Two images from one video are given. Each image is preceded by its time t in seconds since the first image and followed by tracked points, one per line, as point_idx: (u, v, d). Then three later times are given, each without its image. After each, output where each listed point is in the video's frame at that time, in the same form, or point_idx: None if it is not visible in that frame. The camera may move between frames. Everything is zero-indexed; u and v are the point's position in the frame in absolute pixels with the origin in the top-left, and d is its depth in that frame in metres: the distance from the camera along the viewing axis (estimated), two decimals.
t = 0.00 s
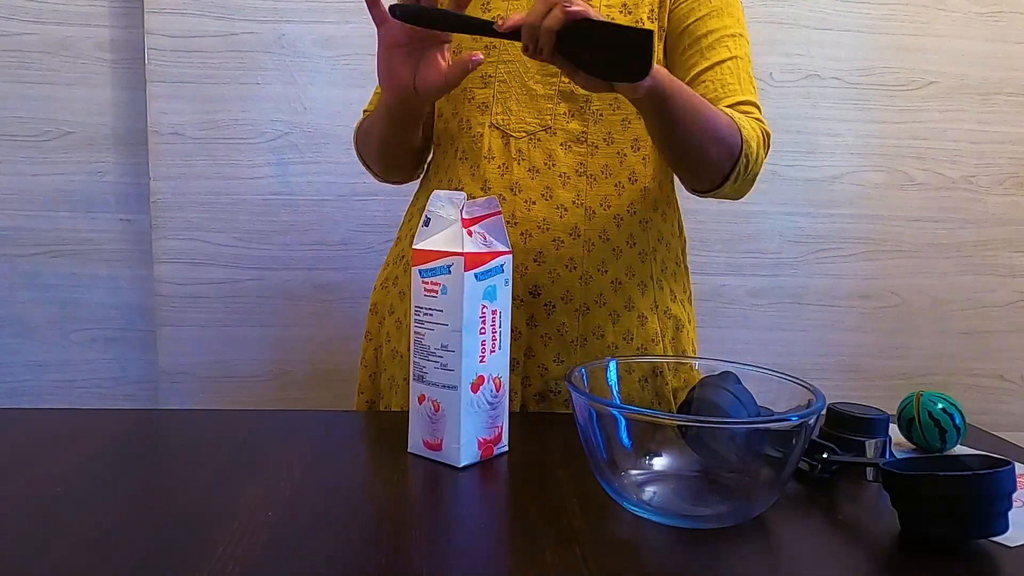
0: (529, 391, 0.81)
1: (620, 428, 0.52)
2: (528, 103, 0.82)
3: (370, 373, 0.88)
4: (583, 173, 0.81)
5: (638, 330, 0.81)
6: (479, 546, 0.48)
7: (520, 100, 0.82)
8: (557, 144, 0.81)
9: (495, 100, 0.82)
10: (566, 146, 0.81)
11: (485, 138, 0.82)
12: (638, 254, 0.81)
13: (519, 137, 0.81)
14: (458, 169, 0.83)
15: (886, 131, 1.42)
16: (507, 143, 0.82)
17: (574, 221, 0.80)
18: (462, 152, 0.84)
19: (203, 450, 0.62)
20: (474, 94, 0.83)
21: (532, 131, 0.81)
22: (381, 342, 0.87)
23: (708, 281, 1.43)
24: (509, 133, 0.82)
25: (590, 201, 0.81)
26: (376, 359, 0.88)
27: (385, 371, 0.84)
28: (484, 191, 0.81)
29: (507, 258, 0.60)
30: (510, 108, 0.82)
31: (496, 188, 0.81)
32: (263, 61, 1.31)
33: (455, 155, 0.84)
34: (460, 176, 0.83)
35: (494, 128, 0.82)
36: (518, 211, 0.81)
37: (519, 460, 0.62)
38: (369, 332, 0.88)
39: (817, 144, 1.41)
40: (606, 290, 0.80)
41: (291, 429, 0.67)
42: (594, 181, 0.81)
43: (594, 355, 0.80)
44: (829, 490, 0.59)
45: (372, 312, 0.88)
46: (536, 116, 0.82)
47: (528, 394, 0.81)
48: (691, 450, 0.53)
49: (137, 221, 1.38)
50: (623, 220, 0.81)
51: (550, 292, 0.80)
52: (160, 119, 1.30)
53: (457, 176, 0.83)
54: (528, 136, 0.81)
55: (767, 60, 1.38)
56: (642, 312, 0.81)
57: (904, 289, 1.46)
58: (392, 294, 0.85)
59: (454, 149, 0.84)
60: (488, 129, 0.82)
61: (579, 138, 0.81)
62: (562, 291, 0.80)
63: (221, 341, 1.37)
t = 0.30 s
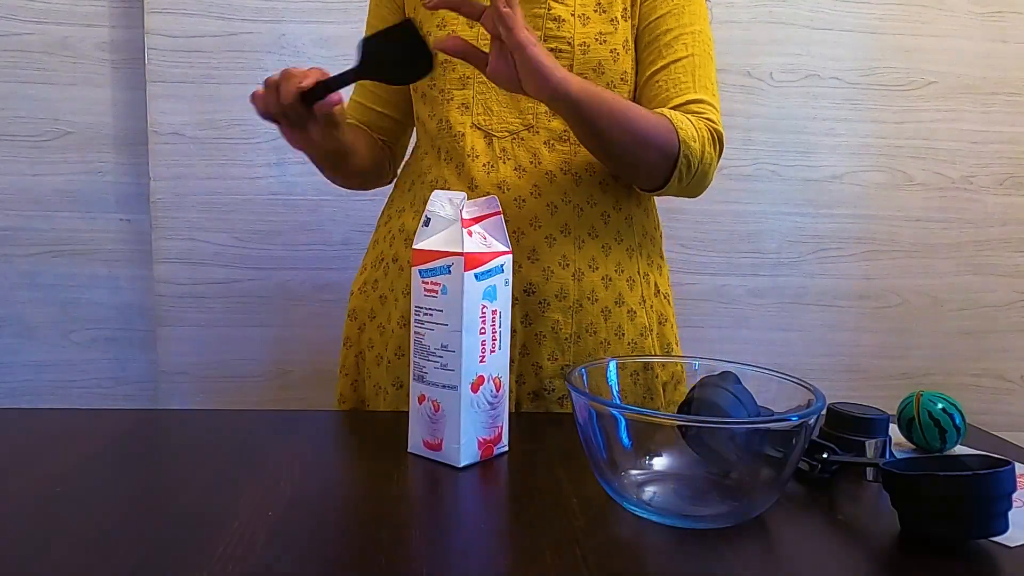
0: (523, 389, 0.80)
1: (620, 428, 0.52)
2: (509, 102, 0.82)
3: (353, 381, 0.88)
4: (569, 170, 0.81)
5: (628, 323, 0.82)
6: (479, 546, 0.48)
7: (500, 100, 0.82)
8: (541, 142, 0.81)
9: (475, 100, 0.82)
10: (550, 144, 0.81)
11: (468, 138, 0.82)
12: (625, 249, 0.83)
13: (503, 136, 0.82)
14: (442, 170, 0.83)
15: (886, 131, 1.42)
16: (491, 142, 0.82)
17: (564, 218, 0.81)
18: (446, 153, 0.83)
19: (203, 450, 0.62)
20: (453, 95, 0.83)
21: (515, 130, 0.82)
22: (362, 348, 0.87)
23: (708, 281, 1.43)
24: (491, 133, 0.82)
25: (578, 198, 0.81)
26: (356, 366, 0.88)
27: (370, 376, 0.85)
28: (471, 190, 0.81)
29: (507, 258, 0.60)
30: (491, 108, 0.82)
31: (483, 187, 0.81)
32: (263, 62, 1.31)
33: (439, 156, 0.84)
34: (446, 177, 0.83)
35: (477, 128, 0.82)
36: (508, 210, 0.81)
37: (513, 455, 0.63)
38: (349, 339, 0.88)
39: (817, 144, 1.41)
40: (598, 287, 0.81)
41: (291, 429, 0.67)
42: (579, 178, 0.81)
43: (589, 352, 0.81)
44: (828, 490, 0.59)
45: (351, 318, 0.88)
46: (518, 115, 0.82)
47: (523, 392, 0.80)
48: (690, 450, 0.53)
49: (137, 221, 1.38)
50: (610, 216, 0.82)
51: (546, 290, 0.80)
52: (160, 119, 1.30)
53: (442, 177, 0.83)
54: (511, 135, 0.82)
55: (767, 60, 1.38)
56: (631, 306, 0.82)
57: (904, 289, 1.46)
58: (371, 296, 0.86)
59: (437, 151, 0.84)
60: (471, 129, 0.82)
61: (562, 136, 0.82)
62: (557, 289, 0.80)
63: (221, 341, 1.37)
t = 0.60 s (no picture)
0: (513, 386, 0.80)
1: (620, 428, 0.52)
2: (488, 102, 0.81)
3: (331, 394, 0.85)
4: (553, 167, 0.81)
5: (611, 315, 0.83)
6: (480, 546, 0.48)
7: (479, 100, 0.81)
8: (523, 140, 0.81)
9: (453, 100, 0.81)
10: (533, 142, 0.81)
11: (449, 138, 0.81)
12: (607, 242, 0.83)
13: (485, 136, 0.81)
14: (423, 171, 0.81)
15: (886, 131, 1.42)
16: (473, 142, 0.81)
17: (550, 214, 0.81)
18: (425, 153, 0.82)
19: (202, 451, 0.62)
20: (429, 96, 0.82)
21: (497, 129, 0.81)
22: (339, 357, 0.85)
23: (708, 281, 1.43)
24: (473, 132, 0.81)
25: (562, 193, 0.81)
26: (332, 380, 0.85)
27: (348, 386, 0.84)
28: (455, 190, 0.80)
29: (507, 258, 0.60)
30: (470, 107, 0.81)
31: (468, 187, 0.80)
32: (263, 61, 1.31)
33: (416, 158, 0.82)
34: (426, 178, 0.81)
35: (457, 128, 0.81)
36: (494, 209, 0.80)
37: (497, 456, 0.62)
38: (323, 348, 0.85)
39: (817, 144, 1.41)
40: (583, 281, 0.81)
41: (290, 430, 0.67)
42: (563, 174, 0.82)
43: (576, 346, 0.81)
44: (828, 490, 0.59)
45: (325, 327, 0.85)
46: (499, 114, 0.81)
47: (513, 389, 0.80)
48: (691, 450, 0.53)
49: (136, 221, 1.38)
50: (591, 210, 0.83)
51: (535, 286, 0.80)
52: (160, 119, 1.30)
53: (421, 178, 0.81)
54: (494, 134, 0.81)
55: (767, 60, 1.38)
56: (613, 298, 0.83)
57: (904, 289, 1.46)
58: (346, 303, 0.84)
59: (414, 152, 0.82)
60: (451, 130, 0.81)
61: (543, 133, 0.82)
62: (546, 285, 0.81)
63: (222, 341, 1.37)
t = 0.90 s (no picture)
0: (519, 386, 0.82)
1: (620, 428, 0.52)
2: (482, 101, 0.81)
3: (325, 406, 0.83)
4: (546, 165, 0.84)
5: (597, 304, 0.89)
6: (480, 547, 0.48)
7: (474, 99, 0.81)
8: (519, 139, 0.83)
9: (446, 100, 0.81)
10: (528, 140, 0.83)
11: (447, 139, 0.80)
12: (590, 236, 0.89)
13: (482, 135, 0.81)
14: (420, 173, 0.80)
15: (887, 131, 1.42)
16: (471, 142, 0.81)
17: (547, 211, 0.83)
18: (420, 155, 0.80)
19: (201, 451, 0.62)
20: (420, 95, 0.80)
21: (493, 128, 0.82)
22: (330, 370, 0.82)
23: (708, 281, 1.43)
24: (469, 132, 0.81)
25: (554, 190, 0.85)
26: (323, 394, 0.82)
27: (342, 399, 0.82)
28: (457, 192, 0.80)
29: (507, 258, 0.60)
30: (464, 107, 0.81)
31: (469, 188, 0.81)
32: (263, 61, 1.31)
33: (409, 160, 0.81)
34: (424, 180, 0.80)
35: (453, 128, 0.81)
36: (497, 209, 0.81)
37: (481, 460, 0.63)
38: (311, 362, 0.82)
39: (817, 144, 1.41)
40: (576, 274, 0.86)
41: (290, 430, 0.67)
42: (554, 172, 0.85)
43: (573, 337, 0.85)
44: (829, 490, 0.59)
45: (314, 340, 0.81)
46: (494, 113, 0.82)
47: (518, 388, 0.82)
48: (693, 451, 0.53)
49: (136, 221, 1.38)
50: (577, 206, 0.87)
51: (539, 283, 0.82)
52: (160, 119, 1.30)
53: (419, 181, 0.80)
54: (490, 134, 0.82)
55: (767, 60, 1.38)
56: (598, 288, 0.89)
57: (904, 289, 1.46)
58: (335, 314, 0.82)
59: (407, 154, 0.80)
60: (447, 130, 0.81)
61: (537, 131, 0.83)
62: (547, 281, 0.83)
63: (222, 341, 1.37)
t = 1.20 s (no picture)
0: (527, 387, 0.82)
1: (621, 428, 0.52)
2: (489, 101, 0.82)
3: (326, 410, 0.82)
4: (550, 166, 0.85)
5: (602, 306, 0.89)
6: (481, 547, 0.48)
7: (481, 98, 0.82)
8: (525, 140, 0.84)
9: (454, 98, 0.81)
10: (534, 141, 0.84)
11: (454, 138, 0.81)
12: (590, 238, 0.90)
13: (489, 135, 0.82)
14: (425, 172, 0.80)
15: (887, 131, 1.42)
16: (478, 142, 0.82)
17: (553, 213, 0.84)
18: (426, 154, 0.80)
19: (202, 451, 0.62)
20: (428, 93, 0.80)
21: (500, 128, 0.83)
22: (333, 374, 0.81)
23: (708, 281, 1.43)
24: (476, 132, 0.82)
25: (557, 192, 0.86)
26: (328, 397, 0.81)
27: (343, 403, 0.81)
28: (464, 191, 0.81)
29: (507, 258, 0.60)
30: (472, 106, 0.82)
31: (476, 188, 0.81)
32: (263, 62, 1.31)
33: (414, 158, 0.81)
34: (430, 179, 0.80)
35: (460, 127, 0.81)
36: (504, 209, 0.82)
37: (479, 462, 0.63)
38: (315, 366, 0.80)
39: (816, 145, 1.41)
40: (582, 275, 0.86)
41: (290, 430, 0.67)
42: (557, 173, 0.86)
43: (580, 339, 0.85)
44: (828, 490, 0.59)
45: (318, 345, 0.80)
46: (502, 113, 0.83)
47: (526, 390, 0.82)
48: (693, 452, 0.53)
49: (136, 221, 1.38)
50: (577, 209, 0.88)
51: (546, 285, 0.83)
52: (160, 119, 1.30)
53: (424, 180, 0.80)
54: (497, 134, 0.83)
55: (767, 60, 1.38)
56: (602, 290, 0.90)
57: (904, 289, 1.46)
58: (339, 317, 0.81)
59: (411, 152, 0.81)
60: (454, 129, 0.81)
61: (541, 133, 0.85)
62: (553, 283, 0.83)
63: (222, 341, 1.37)
